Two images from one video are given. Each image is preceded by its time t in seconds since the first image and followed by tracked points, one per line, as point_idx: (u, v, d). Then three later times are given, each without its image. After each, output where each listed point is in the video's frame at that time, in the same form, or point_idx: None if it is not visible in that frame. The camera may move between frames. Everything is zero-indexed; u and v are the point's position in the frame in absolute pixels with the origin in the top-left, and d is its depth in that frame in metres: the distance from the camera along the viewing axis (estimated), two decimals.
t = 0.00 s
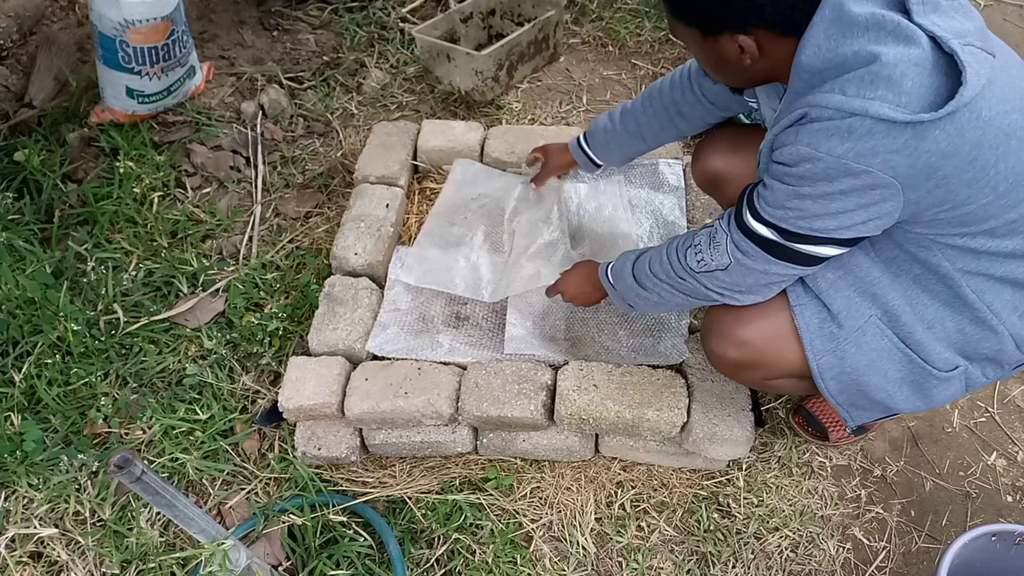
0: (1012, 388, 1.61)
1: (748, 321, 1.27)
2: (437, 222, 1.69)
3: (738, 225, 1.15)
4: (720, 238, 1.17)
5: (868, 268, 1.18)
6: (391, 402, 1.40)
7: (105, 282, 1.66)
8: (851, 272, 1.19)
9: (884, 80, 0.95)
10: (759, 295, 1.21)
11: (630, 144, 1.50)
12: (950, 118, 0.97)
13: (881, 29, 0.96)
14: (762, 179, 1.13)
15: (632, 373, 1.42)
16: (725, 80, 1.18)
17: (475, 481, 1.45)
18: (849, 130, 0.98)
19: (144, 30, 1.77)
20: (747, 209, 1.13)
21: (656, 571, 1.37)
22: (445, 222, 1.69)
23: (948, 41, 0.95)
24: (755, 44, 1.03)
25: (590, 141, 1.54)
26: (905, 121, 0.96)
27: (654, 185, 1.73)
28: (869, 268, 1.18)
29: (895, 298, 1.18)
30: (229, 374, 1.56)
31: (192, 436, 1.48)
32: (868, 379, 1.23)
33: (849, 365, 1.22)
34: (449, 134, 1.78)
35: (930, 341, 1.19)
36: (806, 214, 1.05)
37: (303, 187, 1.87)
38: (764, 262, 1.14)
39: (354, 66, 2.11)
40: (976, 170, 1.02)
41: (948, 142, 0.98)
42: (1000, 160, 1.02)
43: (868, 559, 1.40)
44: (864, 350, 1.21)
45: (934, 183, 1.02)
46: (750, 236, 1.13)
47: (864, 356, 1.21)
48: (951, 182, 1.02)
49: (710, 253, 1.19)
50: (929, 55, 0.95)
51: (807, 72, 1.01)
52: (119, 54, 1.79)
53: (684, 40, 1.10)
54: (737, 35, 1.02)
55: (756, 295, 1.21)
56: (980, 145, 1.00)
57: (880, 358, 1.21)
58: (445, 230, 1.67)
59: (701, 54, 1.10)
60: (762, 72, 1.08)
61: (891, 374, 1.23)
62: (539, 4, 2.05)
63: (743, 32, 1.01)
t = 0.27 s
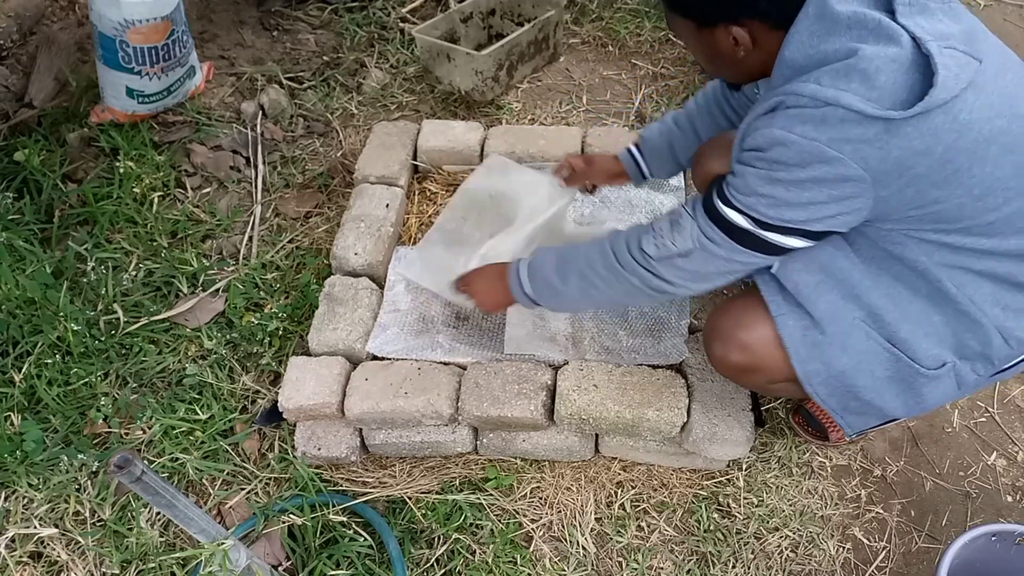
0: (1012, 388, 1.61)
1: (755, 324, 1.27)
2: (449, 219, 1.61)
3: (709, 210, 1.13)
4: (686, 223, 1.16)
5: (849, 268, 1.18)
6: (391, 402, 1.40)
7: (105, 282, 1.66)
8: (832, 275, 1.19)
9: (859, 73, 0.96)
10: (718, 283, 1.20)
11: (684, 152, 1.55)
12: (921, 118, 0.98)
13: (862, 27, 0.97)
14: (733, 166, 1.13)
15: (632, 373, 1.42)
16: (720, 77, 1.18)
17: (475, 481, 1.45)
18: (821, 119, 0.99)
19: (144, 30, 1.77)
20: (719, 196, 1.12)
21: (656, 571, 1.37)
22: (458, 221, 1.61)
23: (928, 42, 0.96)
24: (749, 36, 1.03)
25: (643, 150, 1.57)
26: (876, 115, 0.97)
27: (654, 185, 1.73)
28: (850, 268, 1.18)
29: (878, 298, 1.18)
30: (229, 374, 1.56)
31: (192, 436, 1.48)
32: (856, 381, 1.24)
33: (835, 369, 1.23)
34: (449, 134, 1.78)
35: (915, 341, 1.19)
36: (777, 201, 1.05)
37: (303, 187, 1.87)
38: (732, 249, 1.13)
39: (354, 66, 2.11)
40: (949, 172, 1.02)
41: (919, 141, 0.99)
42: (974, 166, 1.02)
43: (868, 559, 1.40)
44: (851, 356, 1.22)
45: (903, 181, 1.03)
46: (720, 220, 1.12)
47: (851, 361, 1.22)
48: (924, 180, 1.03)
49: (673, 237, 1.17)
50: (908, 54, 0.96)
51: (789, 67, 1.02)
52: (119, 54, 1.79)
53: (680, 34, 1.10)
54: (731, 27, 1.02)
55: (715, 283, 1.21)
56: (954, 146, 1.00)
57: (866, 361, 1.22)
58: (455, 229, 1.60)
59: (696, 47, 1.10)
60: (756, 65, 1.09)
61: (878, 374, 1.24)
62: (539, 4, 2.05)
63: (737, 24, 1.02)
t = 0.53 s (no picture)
0: (1012, 388, 1.61)
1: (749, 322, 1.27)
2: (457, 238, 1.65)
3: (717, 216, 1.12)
4: (698, 233, 1.14)
5: (835, 272, 1.19)
6: (391, 402, 1.40)
7: (105, 282, 1.66)
8: (816, 280, 1.20)
9: (852, 60, 0.97)
10: (735, 296, 1.17)
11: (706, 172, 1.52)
12: (916, 105, 0.97)
13: (855, 18, 0.98)
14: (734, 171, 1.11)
15: (632, 373, 1.42)
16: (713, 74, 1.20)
17: (475, 481, 1.45)
18: (817, 106, 0.99)
19: (144, 30, 1.77)
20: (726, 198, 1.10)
21: (656, 571, 1.37)
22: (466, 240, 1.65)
23: (920, 30, 0.96)
24: (743, 27, 1.05)
25: (666, 173, 1.54)
26: (871, 101, 0.96)
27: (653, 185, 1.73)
28: (834, 272, 1.19)
29: (862, 304, 1.19)
30: (229, 374, 1.56)
31: (192, 436, 1.48)
32: (832, 386, 1.26)
33: (812, 374, 1.25)
34: (449, 134, 1.78)
35: (895, 348, 1.20)
36: (784, 195, 1.02)
37: (303, 187, 1.87)
38: (746, 254, 1.10)
39: (354, 66, 2.11)
40: (944, 162, 1.02)
41: (915, 128, 0.98)
42: (967, 158, 1.02)
43: (868, 559, 1.40)
44: (828, 362, 1.23)
45: (900, 170, 1.02)
46: (730, 225, 1.09)
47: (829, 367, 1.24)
48: (919, 169, 1.02)
49: (687, 250, 1.15)
50: (902, 41, 0.96)
51: (785, 61, 1.03)
52: (120, 54, 1.79)
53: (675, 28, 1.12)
54: (724, 19, 1.04)
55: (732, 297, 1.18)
56: (950, 135, 1.00)
57: (844, 369, 1.24)
58: (462, 247, 1.64)
59: (691, 40, 1.12)
60: (750, 58, 1.10)
61: (856, 381, 1.25)
62: (539, 4, 2.05)
63: (730, 16, 1.04)
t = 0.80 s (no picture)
0: (1012, 388, 1.61)
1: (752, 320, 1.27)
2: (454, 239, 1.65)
3: (739, 239, 1.11)
4: (723, 259, 1.14)
5: (850, 284, 1.19)
6: (391, 402, 1.40)
7: (105, 282, 1.66)
8: (831, 293, 1.20)
9: (854, 60, 0.97)
10: (773, 319, 1.14)
11: (655, 155, 1.53)
12: (923, 99, 0.97)
13: (853, 19, 0.98)
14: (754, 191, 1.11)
15: (632, 373, 1.42)
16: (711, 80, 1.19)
17: (475, 481, 1.45)
18: (824, 109, 0.99)
19: (144, 30, 1.77)
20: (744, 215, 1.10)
21: (656, 571, 1.37)
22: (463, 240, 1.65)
23: (919, 26, 0.96)
24: (742, 26, 1.04)
25: (615, 151, 1.56)
26: (878, 99, 0.97)
27: (650, 184, 1.73)
28: (849, 284, 1.19)
29: (876, 315, 1.19)
30: (229, 374, 1.56)
31: (192, 436, 1.48)
32: (841, 393, 1.28)
33: (823, 382, 1.27)
34: (449, 134, 1.78)
35: (908, 355, 1.21)
36: (807, 202, 1.02)
37: (303, 187, 1.87)
38: (774, 272, 1.08)
39: (354, 66, 2.11)
40: (953, 156, 1.02)
41: (923, 123, 0.98)
42: (976, 149, 1.02)
43: (868, 559, 1.40)
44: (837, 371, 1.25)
45: (913, 167, 1.01)
46: (752, 244, 1.08)
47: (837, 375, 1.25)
48: (931, 165, 1.02)
49: (716, 278, 1.15)
50: (901, 38, 0.97)
51: (786, 66, 1.03)
52: (120, 54, 1.79)
53: (673, 32, 1.11)
54: (722, 17, 1.03)
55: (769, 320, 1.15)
56: (957, 128, 1.00)
57: (854, 378, 1.25)
58: (462, 248, 1.64)
59: (688, 44, 1.11)
60: (750, 60, 1.09)
61: (866, 388, 1.27)
62: (539, 4, 2.05)
63: (728, 14, 1.03)
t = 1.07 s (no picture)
0: (1012, 388, 1.61)
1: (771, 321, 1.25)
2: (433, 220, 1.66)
3: (728, 229, 1.14)
4: (711, 246, 1.18)
5: (867, 277, 1.17)
6: (391, 402, 1.40)
7: (105, 282, 1.66)
8: (849, 286, 1.18)
9: (852, 72, 0.98)
10: (752, 306, 1.18)
11: (600, 125, 1.52)
12: (921, 106, 0.98)
13: (850, 30, 0.98)
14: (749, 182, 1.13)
15: (632, 373, 1.42)
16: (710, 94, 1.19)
17: (475, 481, 1.45)
18: (823, 121, 1.00)
19: (144, 30, 1.77)
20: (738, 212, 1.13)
21: (655, 571, 1.37)
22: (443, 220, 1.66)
23: (916, 34, 0.96)
24: (740, 46, 1.03)
25: (561, 116, 1.53)
26: (876, 109, 0.98)
27: (650, 182, 1.73)
28: (866, 277, 1.17)
29: (896, 306, 1.18)
30: (229, 374, 1.56)
31: (192, 436, 1.48)
32: (868, 389, 1.25)
33: (849, 378, 1.24)
34: (449, 134, 1.78)
35: (932, 345, 1.19)
36: (796, 207, 1.05)
37: (303, 187, 1.87)
38: (755, 262, 1.12)
39: (354, 66, 2.11)
40: (957, 157, 1.03)
41: (922, 130, 0.99)
42: (980, 149, 1.03)
43: (868, 559, 1.40)
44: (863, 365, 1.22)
45: (914, 172, 1.03)
46: (738, 237, 1.12)
47: (863, 370, 1.23)
48: (932, 169, 1.03)
49: (702, 263, 1.19)
50: (899, 47, 0.97)
51: (786, 79, 1.04)
52: (120, 54, 1.79)
53: (671, 53, 1.10)
54: (720, 39, 1.03)
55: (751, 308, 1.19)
56: (958, 131, 1.01)
57: (880, 372, 1.22)
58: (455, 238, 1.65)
59: (686, 63, 1.10)
60: (749, 76, 1.09)
61: (891, 383, 1.24)
62: (539, 4, 2.05)
63: (726, 36, 1.02)
